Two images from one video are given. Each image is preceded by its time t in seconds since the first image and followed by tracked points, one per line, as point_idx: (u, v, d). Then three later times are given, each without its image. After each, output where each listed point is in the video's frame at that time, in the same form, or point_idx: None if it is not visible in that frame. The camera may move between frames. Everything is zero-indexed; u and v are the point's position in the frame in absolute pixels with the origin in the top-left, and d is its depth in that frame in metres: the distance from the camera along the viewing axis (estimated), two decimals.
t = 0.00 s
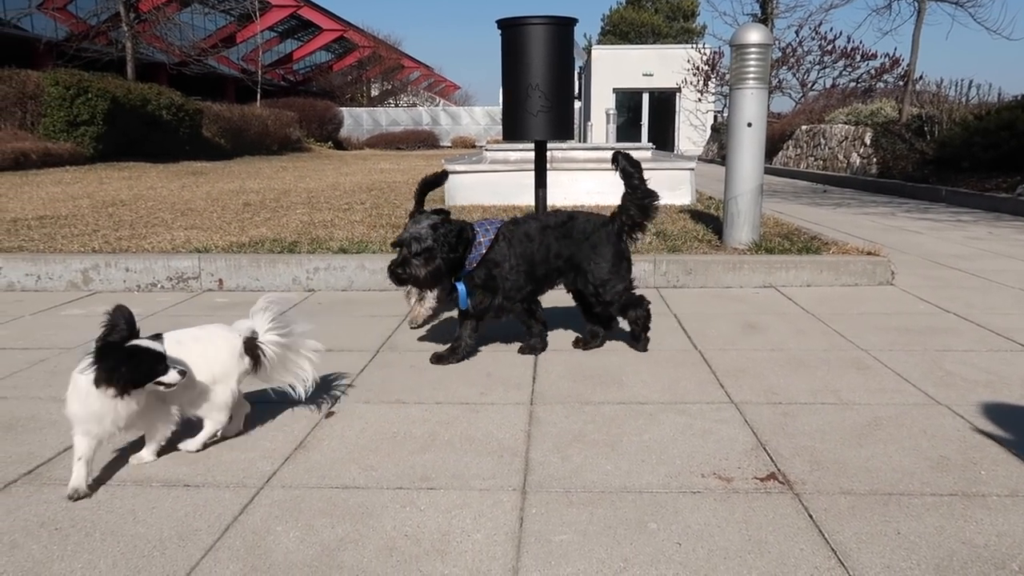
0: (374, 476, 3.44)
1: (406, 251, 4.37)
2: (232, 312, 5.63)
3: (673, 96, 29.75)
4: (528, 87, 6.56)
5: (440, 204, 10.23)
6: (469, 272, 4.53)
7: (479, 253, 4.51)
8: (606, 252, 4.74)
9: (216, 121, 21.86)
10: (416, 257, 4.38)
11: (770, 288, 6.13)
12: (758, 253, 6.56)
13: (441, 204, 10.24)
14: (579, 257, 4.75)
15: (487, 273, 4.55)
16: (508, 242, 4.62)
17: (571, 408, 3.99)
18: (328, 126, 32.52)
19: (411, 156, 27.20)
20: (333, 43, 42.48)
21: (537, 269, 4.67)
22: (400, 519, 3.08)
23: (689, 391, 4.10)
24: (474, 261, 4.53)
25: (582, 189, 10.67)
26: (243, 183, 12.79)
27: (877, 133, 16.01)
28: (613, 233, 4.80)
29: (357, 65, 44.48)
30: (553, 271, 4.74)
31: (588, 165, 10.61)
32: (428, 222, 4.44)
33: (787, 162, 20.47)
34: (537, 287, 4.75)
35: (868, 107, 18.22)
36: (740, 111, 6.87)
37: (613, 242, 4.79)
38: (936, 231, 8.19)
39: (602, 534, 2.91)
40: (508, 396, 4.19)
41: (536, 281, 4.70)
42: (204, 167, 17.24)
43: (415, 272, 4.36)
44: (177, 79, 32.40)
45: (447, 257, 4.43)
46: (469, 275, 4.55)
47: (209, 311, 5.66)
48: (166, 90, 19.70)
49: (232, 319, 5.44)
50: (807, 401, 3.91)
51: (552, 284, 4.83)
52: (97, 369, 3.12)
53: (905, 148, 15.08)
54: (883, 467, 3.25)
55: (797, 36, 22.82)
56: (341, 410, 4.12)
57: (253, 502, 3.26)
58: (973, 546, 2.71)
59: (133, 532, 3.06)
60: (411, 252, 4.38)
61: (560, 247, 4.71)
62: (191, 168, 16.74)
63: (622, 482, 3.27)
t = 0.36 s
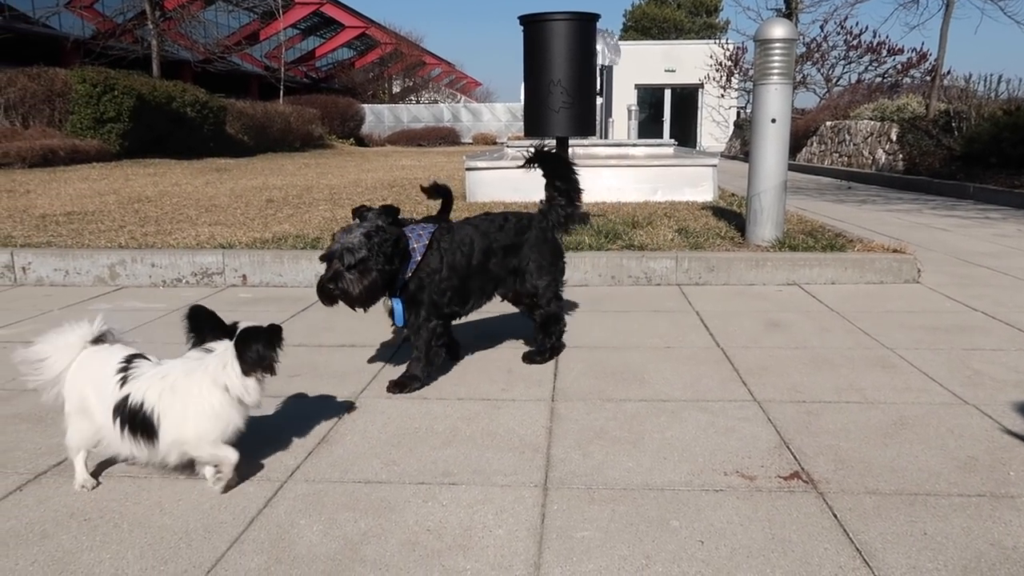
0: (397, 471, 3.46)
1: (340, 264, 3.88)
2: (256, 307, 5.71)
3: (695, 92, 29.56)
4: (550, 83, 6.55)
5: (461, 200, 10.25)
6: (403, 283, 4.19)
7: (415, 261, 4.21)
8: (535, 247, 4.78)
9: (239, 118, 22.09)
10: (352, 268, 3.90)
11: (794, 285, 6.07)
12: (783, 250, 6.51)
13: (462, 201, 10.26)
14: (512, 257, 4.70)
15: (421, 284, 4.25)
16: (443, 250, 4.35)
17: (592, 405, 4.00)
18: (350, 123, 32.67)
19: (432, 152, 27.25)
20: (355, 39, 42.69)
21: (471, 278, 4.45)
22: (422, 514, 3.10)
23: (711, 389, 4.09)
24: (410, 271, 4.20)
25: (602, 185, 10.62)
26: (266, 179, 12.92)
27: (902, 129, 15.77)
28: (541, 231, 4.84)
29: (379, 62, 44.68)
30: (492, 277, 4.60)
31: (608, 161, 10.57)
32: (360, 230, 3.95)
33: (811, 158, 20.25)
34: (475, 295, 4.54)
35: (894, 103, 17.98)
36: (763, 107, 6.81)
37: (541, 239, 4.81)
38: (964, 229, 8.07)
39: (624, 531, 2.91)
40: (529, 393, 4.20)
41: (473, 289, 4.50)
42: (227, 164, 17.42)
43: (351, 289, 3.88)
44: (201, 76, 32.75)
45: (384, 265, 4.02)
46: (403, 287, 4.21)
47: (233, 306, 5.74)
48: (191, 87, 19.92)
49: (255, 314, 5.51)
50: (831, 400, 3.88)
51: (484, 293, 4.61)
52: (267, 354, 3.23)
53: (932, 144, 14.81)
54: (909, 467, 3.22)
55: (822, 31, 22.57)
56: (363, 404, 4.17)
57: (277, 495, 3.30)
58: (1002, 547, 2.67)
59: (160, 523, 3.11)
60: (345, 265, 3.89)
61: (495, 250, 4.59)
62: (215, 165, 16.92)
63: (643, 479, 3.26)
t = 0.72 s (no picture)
0: (422, 466, 3.48)
1: (314, 234, 3.89)
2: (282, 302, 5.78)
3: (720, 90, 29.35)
4: (576, 81, 6.56)
5: (485, 198, 10.28)
6: (371, 266, 4.15)
7: (386, 249, 4.19)
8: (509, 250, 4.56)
9: (265, 116, 22.31)
10: (325, 241, 3.92)
11: (820, 286, 6.02)
12: (809, 250, 6.46)
13: (485, 199, 10.28)
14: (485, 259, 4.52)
15: (391, 273, 4.20)
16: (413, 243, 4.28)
17: (617, 403, 4.00)
18: (373, 121, 32.85)
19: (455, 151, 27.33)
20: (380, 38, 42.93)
21: (443, 275, 4.30)
22: (448, 510, 3.12)
23: (737, 389, 4.07)
24: (378, 257, 4.16)
25: (627, 184, 10.59)
26: (292, 177, 13.03)
27: (933, 128, 15.49)
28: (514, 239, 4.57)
29: (403, 60, 44.87)
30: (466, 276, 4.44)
31: (633, 159, 10.55)
32: (335, 200, 3.96)
33: (838, 157, 20.02)
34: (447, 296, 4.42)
35: (924, 101, 17.72)
36: (792, 106, 6.75)
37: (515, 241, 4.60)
38: (997, 229, 7.94)
39: (650, 529, 2.90)
40: (554, 391, 4.21)
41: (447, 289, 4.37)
42: (253, 161, 17.59)
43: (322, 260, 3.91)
44: (226, 74, 33.14)
45: (357, 239, 4.02)
46: (369, 274, 4.17)
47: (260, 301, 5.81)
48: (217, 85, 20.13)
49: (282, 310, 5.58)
50: (860, 402, 3.84)
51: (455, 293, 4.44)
52: (311, 311, 3.59)
53: (962, 144, 14.48)
54: (941, 470, 3.17)
55: (850, 29, 22.31)
56: (388, 401, 4.21)
57: (304, 489, 3.33)
58: None
59: (190, 514, 3.16)
60: (319, 236, 3.90)
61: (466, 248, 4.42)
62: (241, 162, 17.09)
63: (669, 479, 3.26)
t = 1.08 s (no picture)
0: (437, 465, 3.49)
1: (298, 226, 4.32)
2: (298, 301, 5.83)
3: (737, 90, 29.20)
4: (592, 81, 6.55)
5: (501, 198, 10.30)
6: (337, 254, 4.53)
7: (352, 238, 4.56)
8: (469, 257, 4.65)
9: (282, 116, 22.48)
10: (306, 234, 4.33)
11: (837, 286, 5.98)
12: (826, 250, 6.42)
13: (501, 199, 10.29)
14: (440, 261, 4.64)
15: (345, 262, 4.46)
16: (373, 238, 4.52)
17: (633, 403, 3.99)
18: (389, 121, 32.98)
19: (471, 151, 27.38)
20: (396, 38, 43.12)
21: (390, 273, 4.52)
22: (463, 509, 3.13)
23: (753, 390, 4.05)
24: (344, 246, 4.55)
25: (643, 184, 10.56)
26: (309, 176, 13.12)
27: (953, 127, 15.08)
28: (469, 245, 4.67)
29: (419, 60, 45.03)
30: (413, 278, 4.60)
31: (650, 159, 10.53)
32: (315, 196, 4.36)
33: (857, 157, 19.85)
34: (394, 294, 4.60)
35: (944, 100, 17.54)
36: (809, 105, 6.71)
37: (479, 250, 4.68)
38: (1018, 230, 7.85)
39: (665, 530, 2.90)
40: (569, 391, 4.21)
41: (393, 287, 4.56)
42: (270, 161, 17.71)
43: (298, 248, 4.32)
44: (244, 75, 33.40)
45: (334, 230, 4.45)
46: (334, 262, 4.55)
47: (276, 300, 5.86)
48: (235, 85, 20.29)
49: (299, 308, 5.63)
50: (877, 403, 3.81)
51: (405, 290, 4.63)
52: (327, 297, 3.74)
53: (982, 143, 13.93)
54: (960, 473, 3.14)
55: (869, 28, 22.12)
56: (403, 400, 4.23)
57: (320, 487, 3.36)
58: None
59: (207, 512, 3.19)
60: (301, 226, 4.32)
61: (417, 249, 4.57)
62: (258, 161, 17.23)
63: (685, 479, 3.24)
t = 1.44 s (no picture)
0: (450, 463, 3.50)
1: (309, 222, 4.28)
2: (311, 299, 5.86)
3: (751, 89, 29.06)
4: (606, 80, 6.53)
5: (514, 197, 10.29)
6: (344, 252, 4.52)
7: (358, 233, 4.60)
8: (476, 249, 4.69)
9: (296, 116, 22.60)
10: (319, 228, 4.31)
11: (853, 286, 5.94)
12: (841, 250, 6.38)
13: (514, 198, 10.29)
14: (448, 254, 4.67)
15: (357, 259, 4.52)
16: (380, 232, 4.59)
17: (646, 403, 3.98)
18: (402, 121, 33.07)
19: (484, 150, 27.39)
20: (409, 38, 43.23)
21: (400, 266, 4.56)
22: (476, 508, 3.13)
23: (767, 390, 4.03)
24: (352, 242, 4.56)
25: (657, 183, 10.54)
26: (323, 176, 13.17)
27: (970, 127, 15.07)
28: (475, 237, 4.71)
29: (433, 60, 45.09)
30: (421, 271, 4.64)
31: (663, 158, 10.50)
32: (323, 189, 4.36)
33: (873, 157, 19.70)
34: (405, 287, 4.64)
35: (962, 100, 17.35)
36: (825, 104, 6.67)
37: (485, 241, 4.73)
38: None
39: (679, 530, 2.89)
40: (582, 390, 4.21)
41: (401, 280, 4.60)
42: (284, 161, 17.80)
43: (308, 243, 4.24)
44: (258, 75, 33.61)
45: (344, 226, 4.44)
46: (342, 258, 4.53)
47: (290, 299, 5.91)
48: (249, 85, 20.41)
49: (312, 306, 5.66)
50: (893, 404, 3.78)
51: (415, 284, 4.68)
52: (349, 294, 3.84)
53: (1000, 143, 13.78)
54: (977, 474, 3.11)
55: (886, 26, 21.94)
56: (416, 399, 4.25)
57: (334, 484, 3.37)
58: None
59: (222, 509, 3.21)
60: (313, 223, 4.29)
61: (425, 241, 4.61)
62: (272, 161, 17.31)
63: (698, 479, 3.23)
